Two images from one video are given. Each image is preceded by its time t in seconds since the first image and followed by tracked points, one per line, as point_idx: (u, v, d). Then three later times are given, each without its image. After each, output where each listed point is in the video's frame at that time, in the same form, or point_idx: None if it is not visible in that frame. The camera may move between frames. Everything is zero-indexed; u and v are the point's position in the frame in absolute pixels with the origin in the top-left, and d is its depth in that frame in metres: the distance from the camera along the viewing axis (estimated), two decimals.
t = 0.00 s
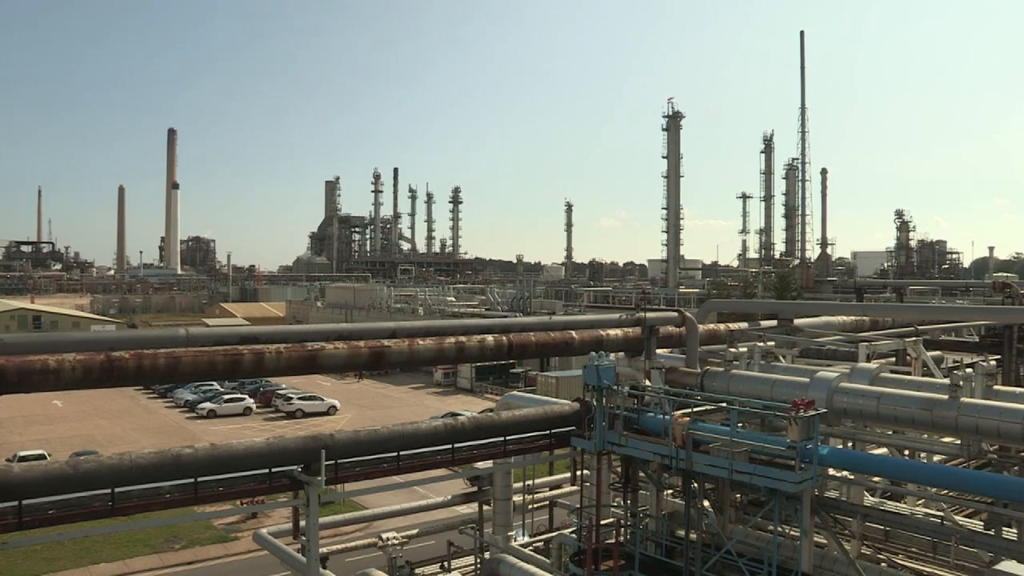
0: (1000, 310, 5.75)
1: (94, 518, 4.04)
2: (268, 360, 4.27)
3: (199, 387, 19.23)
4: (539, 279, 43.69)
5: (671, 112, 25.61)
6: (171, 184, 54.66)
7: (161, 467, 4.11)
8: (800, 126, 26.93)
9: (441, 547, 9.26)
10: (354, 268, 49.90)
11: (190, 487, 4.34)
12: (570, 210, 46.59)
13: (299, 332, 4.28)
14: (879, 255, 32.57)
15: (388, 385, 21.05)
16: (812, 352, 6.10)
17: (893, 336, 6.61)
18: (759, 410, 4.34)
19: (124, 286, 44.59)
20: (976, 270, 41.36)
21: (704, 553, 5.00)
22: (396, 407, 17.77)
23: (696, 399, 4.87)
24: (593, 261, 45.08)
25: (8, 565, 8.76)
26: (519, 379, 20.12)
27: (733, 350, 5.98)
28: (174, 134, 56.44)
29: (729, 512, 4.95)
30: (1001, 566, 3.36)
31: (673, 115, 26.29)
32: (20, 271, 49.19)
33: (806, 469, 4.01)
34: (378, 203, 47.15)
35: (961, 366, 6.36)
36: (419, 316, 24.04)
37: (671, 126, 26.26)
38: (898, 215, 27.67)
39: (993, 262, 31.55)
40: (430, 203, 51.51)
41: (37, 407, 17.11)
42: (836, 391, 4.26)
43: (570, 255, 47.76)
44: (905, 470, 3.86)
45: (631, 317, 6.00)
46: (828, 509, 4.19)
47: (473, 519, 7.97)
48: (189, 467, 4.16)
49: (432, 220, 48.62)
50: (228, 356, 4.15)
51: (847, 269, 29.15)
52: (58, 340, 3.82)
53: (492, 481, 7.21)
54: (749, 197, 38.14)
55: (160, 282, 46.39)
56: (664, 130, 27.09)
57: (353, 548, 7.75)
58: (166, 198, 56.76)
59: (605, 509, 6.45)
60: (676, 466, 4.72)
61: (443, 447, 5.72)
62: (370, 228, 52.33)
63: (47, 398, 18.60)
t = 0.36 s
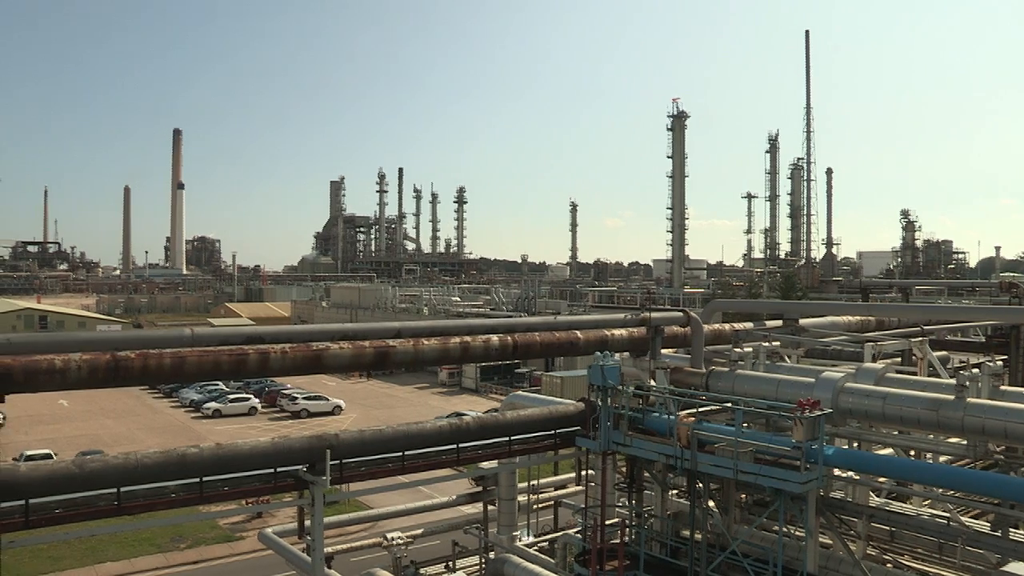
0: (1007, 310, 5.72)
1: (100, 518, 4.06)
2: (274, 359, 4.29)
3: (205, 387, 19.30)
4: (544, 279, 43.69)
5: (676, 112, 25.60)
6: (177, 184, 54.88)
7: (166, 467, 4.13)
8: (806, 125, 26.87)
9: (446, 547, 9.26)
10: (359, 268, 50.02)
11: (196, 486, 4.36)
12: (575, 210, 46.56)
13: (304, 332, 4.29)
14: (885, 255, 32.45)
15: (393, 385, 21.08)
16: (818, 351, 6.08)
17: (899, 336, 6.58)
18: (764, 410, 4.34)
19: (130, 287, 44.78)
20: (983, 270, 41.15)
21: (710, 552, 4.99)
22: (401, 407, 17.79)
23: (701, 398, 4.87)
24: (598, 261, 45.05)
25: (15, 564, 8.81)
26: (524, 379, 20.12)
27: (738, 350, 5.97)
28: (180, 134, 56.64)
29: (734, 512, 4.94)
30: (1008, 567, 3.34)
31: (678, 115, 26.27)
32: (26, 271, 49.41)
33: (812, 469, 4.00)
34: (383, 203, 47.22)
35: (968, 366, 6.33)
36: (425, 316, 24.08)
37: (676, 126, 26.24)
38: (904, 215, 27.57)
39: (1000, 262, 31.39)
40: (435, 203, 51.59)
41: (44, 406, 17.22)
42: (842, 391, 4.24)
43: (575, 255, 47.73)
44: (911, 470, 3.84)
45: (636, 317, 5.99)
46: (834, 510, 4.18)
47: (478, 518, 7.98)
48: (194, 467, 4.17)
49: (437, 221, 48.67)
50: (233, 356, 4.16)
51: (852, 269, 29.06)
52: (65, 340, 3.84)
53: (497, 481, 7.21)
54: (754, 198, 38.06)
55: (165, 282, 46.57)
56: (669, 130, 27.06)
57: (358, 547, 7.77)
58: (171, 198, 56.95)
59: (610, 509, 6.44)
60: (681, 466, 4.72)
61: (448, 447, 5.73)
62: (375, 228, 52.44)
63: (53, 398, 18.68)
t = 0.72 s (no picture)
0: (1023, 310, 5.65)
1: (115, 516, 4.13)
2: (287, 359, 4.33)
3: (218, 387, 19.48)
4: (556, 280, 43.64)
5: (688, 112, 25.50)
6: (191, 184, 55.35)
7: (180, 466, 4.19)
8: (820, 124, 26.66)
9: (458, 547, 9.29)
10: (371, 268, 50.25)
11: (209, 486, 4.41)
12: (587, 209, 46.46)
13: (316, 332, 4.33)
14: (900, 255, 32.10)
15: (405, 385, 21.16)
16: (831, 352, 6.03)
17: (914, 337, 6.52)
18: (777, 411, 4.32)
19: (145, 286, 45.24)
20: (1000, 269, 40.60)
21: (722, 553, 4.98)
22: (413, 407, 17.85)
23: (714, 399, 4.86)
24: (611, 262, 44.95)
25: (32, 561, 8.95)
26: (536, 379, 20.13)
27: (751, 350, 5.94)
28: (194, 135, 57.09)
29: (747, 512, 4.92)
30: None
31: (691, 115, 26.16)
32: (42, 271, 50.00)
33: (826, 470, 3.98)
34: (395, 203, 47.38)
35: (984, 366, 6.27)
36: (437, 316, 24.15)
37: (688, 126, 26.14)
38: (919, 215, 27.27)
39: (1018, 262, 30.95)
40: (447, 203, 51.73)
41: (60, 405, 17.48)
42: (856, 391, 4.22)
43: (588, 254, 47.63)
44: (926, 470, 3.82)
45: (648, 317, 5.98)
46: (848, 511, 4.16)
47: (490, 518, 8.00)
48: (207, 466, 4.22)
49: (449, 221, 48.78)
50: (247, 356, 4.21)
51: (866, 269, 28.80)
52: (81, 340, 3.92)
53: (509, 481, 7.23)
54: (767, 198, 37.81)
55: (179, 282, 47.01)
56: (682, 130, 26.94)
57: (371, 547, 7.81)
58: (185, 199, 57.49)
59: (622, 509, 6.43)
60: (693, 466, 4.72)
61: (461, 447, 5.76)
62: (388, 228, 52.64)
63: (68, 397, 18.91)
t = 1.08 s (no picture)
0: None
1: (137, 514, 4.20)
2: (306, 359, 4.39)
3: (238, 386, 19.76)
4: (573, 280, 43.57)
5: (708, 111, 25.33)
6: (211, 184, 56.05)
7: (201, 466, 4.25)
8: (841, 121, 26.34)
9: (477, 547, 9.34)
10: (390, 268, 50.58)
11: (229, 484, 4.47)
12: (605, 209, 46.32)
13: (336, 332, 4.38)
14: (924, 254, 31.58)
15: (424, 385, 21.27)
16: (852, 352, 5.97)
17: (937, 337, 6.43)
18: (797, 412, 4.31)
19: (166, 287, 45.97)
20: None
21: (742, 554, 4.96)
22: (432, 407, 17.95)
23: (734, 399, 4.85)
24: (629, 262, 44.78)
25: (57, 558, 9.16)
26: (555, 380, 20.14)
27: (771, 350, 5.91)
28: (214, 136, 57.65)
29: (767, 513, 4.90)
30: None
31: (710, 114, 25.96)
32: (65, 271, 50.97)
33: (846, 471, 3.96)
34: (413, 203, 47.59)
35: (1008, 367, 6.18)
36: (456, 316, 24.25)
37: (708, 125, 25.97)
38: (941, 214, 26.80)
39: None
40: (465, 204, 51.91)
41: (82, 404, 17.86)
42: (877, 392, 4.18)
43: (607, 254, 47.46)
44: (948, 472, 3.78)
45: (668, 316, 5.97)
46: (869, 512, 4.13)
47: (509, 518, 8.04)
48: (229, 465, 4.29)
49: (467, 221, 48.89)
50: (267, 356, 4.27)
51: (888, 270, 28.38)
52: (101, 338, 3.97)
53: (528, 481, 7.26)
54: (787, 197, 37.42)
55: (199, 282, 47.68)
56: (701, 129, 26.75)
57: (390, 546, 7.89)
58: (206, 199, 58.32)
59: (641, 509, 6.43)
60: (713, 467, 4.72)
61: (480, 446, 5.81)
62: (406, 228, 52.95)
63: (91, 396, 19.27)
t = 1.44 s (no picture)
0: None
1: (170, 511, 4.32)
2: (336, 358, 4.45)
3: (269, 385, 20.16)
4: (602, 280, 43.41)
5: (738, 110, 25.04)
6: (242, 185, 57.09)
7: (234, 464, 4.33)
8: (873, 119, 25.84)
9: (506, 547, 9.40)
10: (420, 268, 51.02)
11: (260, 483, 4.57)
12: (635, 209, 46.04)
13: (367, 331, 4.45)
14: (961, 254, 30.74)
15: (454, 385, 21.42)
16: (885, 353, 5.88)
17: (974, 337, 6.29)
18: (829, 413, 4.27)
19: (198, 287, 47.06)
20: None
21: (773, 557, 4.93)
22: (461, 406, 18.07)
23: (764, 400, 4.82)
24: (659, 262, 44.42)
25: (96, 552, 9.47)
26: (584, 380, 20.12)
27: (802, 351, 5.85)
28: (244, 137, 58.47)
29: (798, 516, 4.86)
30: None
31: (740, 113, 25.64)
32: (102, 271, 52.39)
33: (879, 473, 3.91)
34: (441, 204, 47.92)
35: None
36: (485, 316, 24.39)
37: (738, 124, 25.66)
38: (978, 212, 26.07)
39: None
40: (493, 204, 52.09)
41: (116, 402, 18.41)
42: (911, 394, 4.12)
43: (636, 254, 47.16)
44: (984, 476, 3.71)
45: (698, 316, 5.95)
46: (902, 516, 4.07)
47: (538, 518, 8.09)
48: (260, 463, 4.37)
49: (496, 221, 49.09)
50: (297, 355, 4.36)
51: (922, 270, 27.71)
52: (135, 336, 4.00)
53: (557, 481, 7.29)
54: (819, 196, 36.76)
55: (230, 282, 48.62)
56: (731, 128, 26.45)
57: (420, 545, 8.00)
58: (238, 200, 59.55)
59: (671, 510, 6.42)
60: (743, 468, 4.71)
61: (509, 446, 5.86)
62: (436, 228, 53.40)
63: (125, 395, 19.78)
